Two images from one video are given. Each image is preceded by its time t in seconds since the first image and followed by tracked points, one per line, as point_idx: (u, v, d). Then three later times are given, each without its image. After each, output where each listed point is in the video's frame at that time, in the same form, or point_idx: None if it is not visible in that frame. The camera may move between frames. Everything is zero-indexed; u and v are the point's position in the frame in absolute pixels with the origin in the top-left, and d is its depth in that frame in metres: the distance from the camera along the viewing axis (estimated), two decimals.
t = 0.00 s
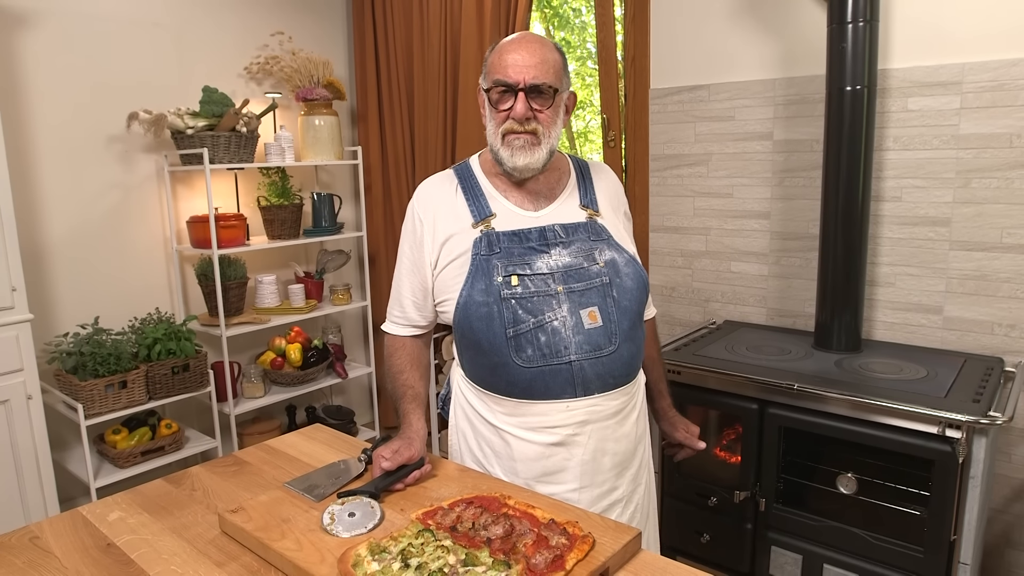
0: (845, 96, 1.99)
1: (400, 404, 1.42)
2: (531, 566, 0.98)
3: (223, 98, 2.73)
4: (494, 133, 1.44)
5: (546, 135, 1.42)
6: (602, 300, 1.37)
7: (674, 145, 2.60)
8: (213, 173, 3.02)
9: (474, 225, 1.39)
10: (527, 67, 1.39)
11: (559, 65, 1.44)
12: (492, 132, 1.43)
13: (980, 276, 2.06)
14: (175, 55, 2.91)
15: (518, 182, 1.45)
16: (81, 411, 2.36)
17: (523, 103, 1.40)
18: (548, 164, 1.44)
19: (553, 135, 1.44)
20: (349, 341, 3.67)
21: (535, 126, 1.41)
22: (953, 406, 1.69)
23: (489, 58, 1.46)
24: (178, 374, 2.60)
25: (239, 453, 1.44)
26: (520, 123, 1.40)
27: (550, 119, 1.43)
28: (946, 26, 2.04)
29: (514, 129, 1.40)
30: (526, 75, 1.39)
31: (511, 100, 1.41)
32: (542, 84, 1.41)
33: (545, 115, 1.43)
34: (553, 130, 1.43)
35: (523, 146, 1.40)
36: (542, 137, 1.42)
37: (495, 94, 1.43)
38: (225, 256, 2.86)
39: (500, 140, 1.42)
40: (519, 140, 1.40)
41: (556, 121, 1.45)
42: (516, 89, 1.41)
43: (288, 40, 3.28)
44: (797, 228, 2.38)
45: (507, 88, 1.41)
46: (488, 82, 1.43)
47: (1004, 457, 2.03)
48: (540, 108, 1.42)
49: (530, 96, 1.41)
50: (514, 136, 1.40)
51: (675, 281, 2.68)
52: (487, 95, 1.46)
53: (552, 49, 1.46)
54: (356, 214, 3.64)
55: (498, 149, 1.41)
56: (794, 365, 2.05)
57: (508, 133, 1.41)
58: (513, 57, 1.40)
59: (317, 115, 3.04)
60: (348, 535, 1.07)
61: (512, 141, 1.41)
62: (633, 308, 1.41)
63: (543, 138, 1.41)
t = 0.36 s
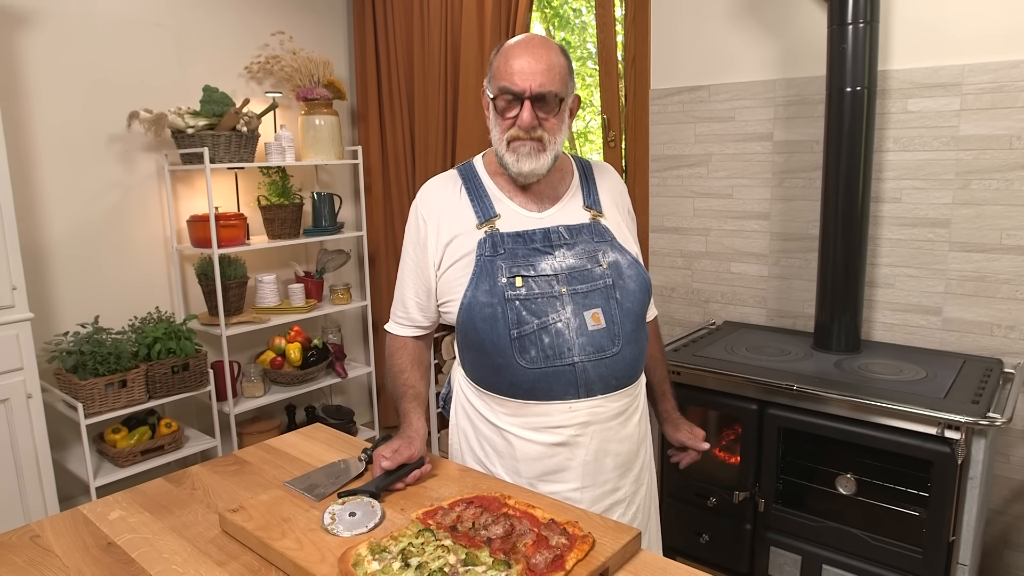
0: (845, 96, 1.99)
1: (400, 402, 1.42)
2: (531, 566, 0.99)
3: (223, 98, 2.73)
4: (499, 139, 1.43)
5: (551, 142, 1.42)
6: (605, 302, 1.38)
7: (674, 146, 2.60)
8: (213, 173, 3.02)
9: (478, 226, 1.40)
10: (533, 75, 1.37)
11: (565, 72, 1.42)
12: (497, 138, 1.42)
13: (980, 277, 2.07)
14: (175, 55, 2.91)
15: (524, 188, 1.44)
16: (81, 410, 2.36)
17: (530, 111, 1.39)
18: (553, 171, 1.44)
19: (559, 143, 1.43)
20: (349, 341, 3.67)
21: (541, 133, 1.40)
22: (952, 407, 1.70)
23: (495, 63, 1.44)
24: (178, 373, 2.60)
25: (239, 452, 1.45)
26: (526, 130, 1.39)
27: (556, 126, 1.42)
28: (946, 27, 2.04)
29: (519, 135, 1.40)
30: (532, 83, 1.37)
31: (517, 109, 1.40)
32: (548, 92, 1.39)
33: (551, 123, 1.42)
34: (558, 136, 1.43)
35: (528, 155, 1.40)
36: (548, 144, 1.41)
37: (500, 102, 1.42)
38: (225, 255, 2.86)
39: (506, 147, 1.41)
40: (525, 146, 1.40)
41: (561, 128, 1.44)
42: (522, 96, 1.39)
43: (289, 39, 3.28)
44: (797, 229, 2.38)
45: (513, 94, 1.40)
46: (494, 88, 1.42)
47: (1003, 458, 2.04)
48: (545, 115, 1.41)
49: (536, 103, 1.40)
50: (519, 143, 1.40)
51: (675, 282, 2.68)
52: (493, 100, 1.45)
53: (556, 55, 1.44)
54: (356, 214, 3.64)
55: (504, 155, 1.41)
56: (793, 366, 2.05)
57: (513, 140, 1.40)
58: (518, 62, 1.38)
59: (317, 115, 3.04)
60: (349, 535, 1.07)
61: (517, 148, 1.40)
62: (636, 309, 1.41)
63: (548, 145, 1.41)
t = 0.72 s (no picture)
0: (843, 94, 1.99)
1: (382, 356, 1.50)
2: (527, 562, 0.99)
3: (222, 95, 2.74)
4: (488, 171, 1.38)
5: (539, 179, 1.36)
6: (583, 311, 1.35)
7: (672, 143, 2.60)
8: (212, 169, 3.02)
9: (463, 230, 1.40)
10: (519, 131, 1.27)
11: (554, 101, 1.29)
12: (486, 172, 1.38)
13: (976, 274, 2.07)
14: (173, 51, 2.91)
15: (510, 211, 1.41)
16: (80, 407, 2.37)
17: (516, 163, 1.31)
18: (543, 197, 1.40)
19: (548, 174, 1.37)
20: (348, 337, 3.67)
21: (529, 178, 1.34)
22: (947, 404, 1.70)
23: (481, 89, 1.30)
24: (177, 369, 2.60)
25: (237, 448, 1.45)
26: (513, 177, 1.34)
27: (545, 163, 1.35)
28: (944, 24, 2.04)
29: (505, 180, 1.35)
30: (517, 139, 1.28)
31: (501, 155, 1.31)
32: (535, 142, 1.30)
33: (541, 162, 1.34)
34: (548, 169, 1.36)
35: (516, 195, 1.36)
36: (536, 183, 1.36)
37: (483, 141, 1.32)
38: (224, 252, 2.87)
39: (494, 184, 1.38)
40: (512, 189, 1.36)
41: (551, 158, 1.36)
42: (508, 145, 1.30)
43: (287, 36, 3.28)
44: (794, 226, 2.38)
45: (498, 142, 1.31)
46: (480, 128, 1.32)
47: (998, 454, 2.04)
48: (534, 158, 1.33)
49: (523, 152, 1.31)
50: (506, 185, 1.36)
51: (672, 279, 2.69)
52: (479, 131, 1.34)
53: (544, 75, 1.29)
54: (354, 210, 3.64)
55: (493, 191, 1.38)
56: (790, 363, 2.06)
57: (500, 181, 1.36)
58: (502, 112, 1.27)
59: (316, 112, 3.04)
60: (345, 531, 1.07)
61: (505, 189, 1.37)
62: (616, 320, 1.37)
63: (536, 185, 1.36)
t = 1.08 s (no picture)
0: (846, 98, 1.99)
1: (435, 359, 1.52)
2: (531, 569, 0.99)
3: (226, 102, 2.76)
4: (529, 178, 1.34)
5: (578, 186, 1.29)
6: (603, 332, 1.29)
7: (675, 148, 2.61)
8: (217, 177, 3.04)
9: (505, 232, 1.40)
10: (549, 134, 1.23)
11: (590, 105, 1.24)
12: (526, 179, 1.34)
13: (982, 278, 2.06)
14: (178, 59, 2.92)
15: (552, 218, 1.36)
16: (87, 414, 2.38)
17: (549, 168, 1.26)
18: (586, 205, 1.33)
19: (591, 182, 1.30)
20: (353, 343, 3.68)
21: (564, 185, 1.28)
22: (954, 408, 1.70)
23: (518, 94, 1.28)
24: (183, 376, 2.62)
25: (242, 456, 1.45)
26: (549, 183, 1.29)
27: (584, 170, 1.28)
28: (947, 28, 2.04)
29: (542, 186, 1.30)
30: (547, 142, 1.23)
31: (533, 161, 1.27)
32: (569, 148, 1.24)
33: (579, 169, 1.27)
34: (589, 177, 1.29)
35: (552, 202, 1.31)
36: (575, 190, 1.29)
37: (521, 146, 1.29)
38: (229, 259, 2.88)
39: (535, 191, 1.33)
40: (548, 196, 1.31)
41: (593, 167, 1.29)
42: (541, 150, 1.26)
43: (292, 44, 3.29)
44: (798, 231, 2.38)
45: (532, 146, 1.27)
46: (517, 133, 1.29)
47: (1006, 459, 2.03)
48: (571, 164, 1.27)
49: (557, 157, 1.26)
50: (543, 192, 1.31)
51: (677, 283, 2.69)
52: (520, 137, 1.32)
53: (580, 79, 1.24)
54: (359, 217, 3.65)
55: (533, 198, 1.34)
56: (796, 367, 2.05)
57: (539, 187, 1.31)
58: (533, 116, 1.24)
59: (320, 119, 3.05)
60: (349, 538, 1.08)
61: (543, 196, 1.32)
62: (641, 346, 1.29)
63: (574, 192, 1.29)
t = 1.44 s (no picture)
0: (844, 100, 2.00)
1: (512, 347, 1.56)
2: (527, 569, 0.99)
3: (226, 103, 2.76)
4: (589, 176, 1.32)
5: (631, 184, 1.25)
6: (643, 343, 1.24)
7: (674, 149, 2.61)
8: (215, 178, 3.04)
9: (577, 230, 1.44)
10: (595, 129, 1.21)
11: (641, 100, 1.20)
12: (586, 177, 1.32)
13: (980, 279, 2.07)
14: (178, 60, 2.93)
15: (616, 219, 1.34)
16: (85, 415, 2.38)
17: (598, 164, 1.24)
18: (646, 207, 1.28)
19: (646, 181, 1.24)
20: (351, 345, 3.68)
21: (615, 182, 1.25)
22: (951, 409, 1.70)
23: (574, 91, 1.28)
24: (181, 377, 2.62)
25: (241, 456, 1.45)
26: (600, 180, 1.26)
27: (637, 168, 1.23)
28: (944, 29, 2.04)
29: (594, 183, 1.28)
30: (593, 137, 1.22)
31: (582, 157, 1.26)
32: (616, 143, 1.21)
33: (631, 166, 1.23)
34: (644, 175, 1.24)
35: (609, 201, 1.28)
36: (627, 188, 1.25)
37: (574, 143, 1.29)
38: (228, 260, 2.88)
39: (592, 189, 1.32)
40: (602, 193, 1.28)
41: (648, 165, 1.24)
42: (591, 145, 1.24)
43: (291, 45, 3.30)
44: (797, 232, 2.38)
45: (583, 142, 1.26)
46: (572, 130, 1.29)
47: (1005, 460, 2.03)
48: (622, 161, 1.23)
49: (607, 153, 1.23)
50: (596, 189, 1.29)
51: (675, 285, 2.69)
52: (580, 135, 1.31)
53: (633, 72, 1.20)
54: (357, 218, 3.65)
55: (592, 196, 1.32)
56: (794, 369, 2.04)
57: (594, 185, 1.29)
58: (581, 112, 1.23)
59: (319, 120, 3.05)
60: (346, 538, 1.08)
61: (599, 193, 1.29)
62: (682, 364, 1.21)
63: (627, 190, 1.25)
